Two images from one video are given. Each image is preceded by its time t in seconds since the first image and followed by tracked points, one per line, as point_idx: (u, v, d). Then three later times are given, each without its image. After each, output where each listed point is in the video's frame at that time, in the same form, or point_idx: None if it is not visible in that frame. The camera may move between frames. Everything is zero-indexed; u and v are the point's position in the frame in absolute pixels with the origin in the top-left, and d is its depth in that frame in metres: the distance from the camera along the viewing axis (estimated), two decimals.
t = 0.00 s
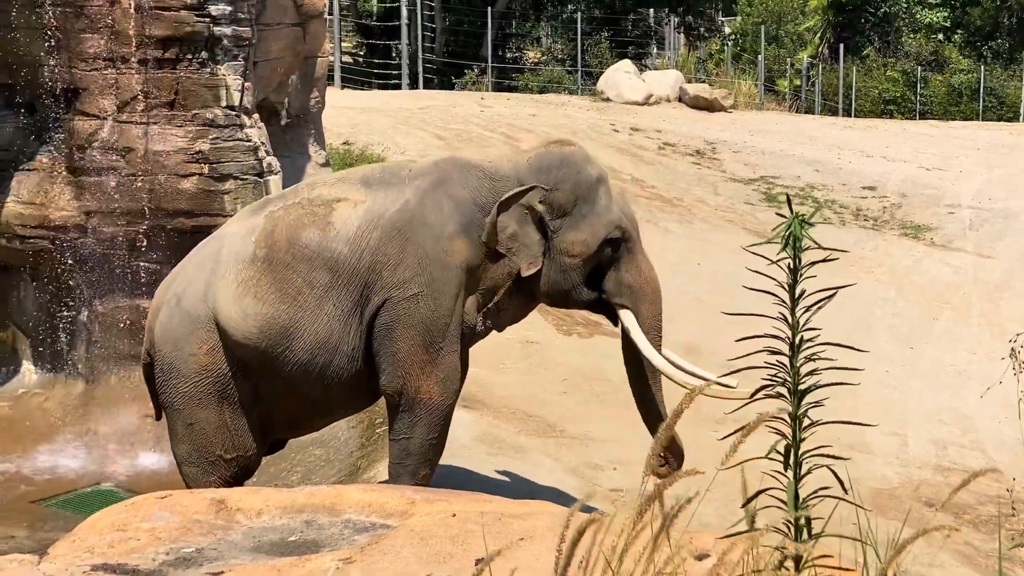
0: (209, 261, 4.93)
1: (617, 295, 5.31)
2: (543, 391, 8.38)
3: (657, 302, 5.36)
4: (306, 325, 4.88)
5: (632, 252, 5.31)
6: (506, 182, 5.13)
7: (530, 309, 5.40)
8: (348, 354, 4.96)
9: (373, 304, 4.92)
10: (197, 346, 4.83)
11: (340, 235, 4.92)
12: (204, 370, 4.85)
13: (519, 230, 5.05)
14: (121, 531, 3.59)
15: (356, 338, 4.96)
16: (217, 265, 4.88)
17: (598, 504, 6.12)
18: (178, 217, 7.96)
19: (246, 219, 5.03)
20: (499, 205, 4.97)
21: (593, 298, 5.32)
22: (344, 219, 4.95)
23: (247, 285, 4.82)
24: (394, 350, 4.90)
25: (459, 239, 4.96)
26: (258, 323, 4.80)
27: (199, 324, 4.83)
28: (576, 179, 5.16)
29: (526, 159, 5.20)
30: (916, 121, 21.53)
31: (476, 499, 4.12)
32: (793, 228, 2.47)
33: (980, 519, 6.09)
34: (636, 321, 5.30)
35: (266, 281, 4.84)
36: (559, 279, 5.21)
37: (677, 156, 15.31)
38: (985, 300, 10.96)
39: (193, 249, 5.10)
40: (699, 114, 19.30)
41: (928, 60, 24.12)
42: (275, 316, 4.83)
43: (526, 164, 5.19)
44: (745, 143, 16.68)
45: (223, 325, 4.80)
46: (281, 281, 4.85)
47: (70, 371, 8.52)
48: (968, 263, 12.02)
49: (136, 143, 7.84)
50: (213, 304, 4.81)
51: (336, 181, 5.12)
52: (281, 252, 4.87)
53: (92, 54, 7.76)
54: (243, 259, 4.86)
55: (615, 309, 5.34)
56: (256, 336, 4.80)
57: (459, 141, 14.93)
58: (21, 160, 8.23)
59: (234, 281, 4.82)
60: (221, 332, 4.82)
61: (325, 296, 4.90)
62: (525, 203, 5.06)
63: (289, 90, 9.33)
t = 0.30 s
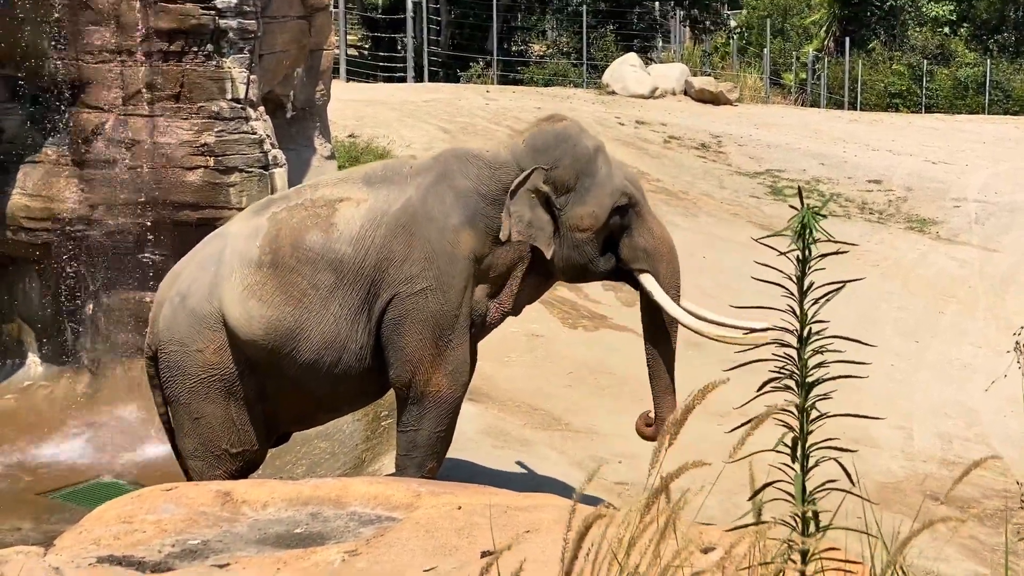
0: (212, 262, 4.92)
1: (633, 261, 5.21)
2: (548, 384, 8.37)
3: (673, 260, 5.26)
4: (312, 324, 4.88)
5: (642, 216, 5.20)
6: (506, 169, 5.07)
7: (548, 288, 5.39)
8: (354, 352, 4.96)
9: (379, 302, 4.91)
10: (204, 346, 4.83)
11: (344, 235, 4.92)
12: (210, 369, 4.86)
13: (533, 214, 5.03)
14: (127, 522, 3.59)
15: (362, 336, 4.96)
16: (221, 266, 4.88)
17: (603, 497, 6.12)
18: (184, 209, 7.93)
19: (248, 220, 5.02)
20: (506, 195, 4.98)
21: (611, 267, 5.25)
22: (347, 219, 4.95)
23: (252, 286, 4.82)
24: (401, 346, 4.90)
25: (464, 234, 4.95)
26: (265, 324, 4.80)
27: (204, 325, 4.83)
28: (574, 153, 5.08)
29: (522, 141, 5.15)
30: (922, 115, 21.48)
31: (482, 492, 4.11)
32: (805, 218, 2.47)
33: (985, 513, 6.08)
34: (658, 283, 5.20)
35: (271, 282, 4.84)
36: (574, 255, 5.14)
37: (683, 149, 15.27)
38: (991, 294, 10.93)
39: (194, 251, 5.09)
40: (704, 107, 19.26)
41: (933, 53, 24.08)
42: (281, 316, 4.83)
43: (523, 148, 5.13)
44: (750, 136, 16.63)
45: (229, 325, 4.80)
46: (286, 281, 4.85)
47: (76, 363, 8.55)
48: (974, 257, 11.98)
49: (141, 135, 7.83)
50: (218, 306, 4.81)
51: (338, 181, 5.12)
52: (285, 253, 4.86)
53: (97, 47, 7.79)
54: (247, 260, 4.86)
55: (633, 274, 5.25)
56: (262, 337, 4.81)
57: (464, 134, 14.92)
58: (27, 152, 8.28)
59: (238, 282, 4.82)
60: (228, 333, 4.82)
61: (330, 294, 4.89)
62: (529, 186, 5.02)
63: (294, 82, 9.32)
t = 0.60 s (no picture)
0: (220, 253, 4.92)
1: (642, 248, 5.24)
2: (555, 376, 8.37)
3: (681, 249, 5.30)
4: (319, 315, 4.88)
5: (648, 204, 5.24)
6: (513, 160, 5.08)
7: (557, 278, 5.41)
8: (362, 342, 4.96)
9: (386, 293, 4.91)
10: (211, 337, 4.84)
11: (351, 226, 4.92)
12: (217, 359, 4.86)
13: (540, 202, 5.01)
14: (134, 513, 3.59)
15: (369, 326, 4.96)
16: (228, 257, 4.88)
17: (607, 488, 6.13)
18: (190, 200, 7.95)
19: (256, 212, 5.02)
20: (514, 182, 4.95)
21: (620, 256, 5.29)
22: (355, 210, 4.95)
23: (259, 277, 4.81)
24: (408, 337, 4.90)
25: (471, 224, 4.94)
26: (272, 314, 4.80)
27: (212, 316, 4.83)
28: (580, 142, 5.12)
29: (529, 133, 5.18)
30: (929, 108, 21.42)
31: (488, 483, 4.11)
32: (806, 213, 2.44)
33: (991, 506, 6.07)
34: (666, 271, 5.25)
35: (278, 272, 4.83)
36: (583, 244, 5.17)
37: (690, 141, 15.25)
38: (997, 288, 10.91)
39: (202, 242, 5.09)
40: (711, 99, 19.22)
41: (940, 46, 24.03)
42: (289, 307, 4.83)
43: (530, 139, 5.15)
44: (757, 128, 16.61)
45: (237, 316, 4.81)
46: (294, 272, 4.85)
47: (82, 355, 8.56)
48: (981, 249, 11.96)
49: (148, 126, 7.81)
50: (226, 297, 4.81)
51: (345, 172, 5.12)
52: (293, 243, 4.86)
53: (104, 38, 7.78)
54: (255, 250, 4.86)
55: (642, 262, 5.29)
56: (270, 327, 4.80)
57: (471, 126, 14.90)
58: (33, 141, 8.23)
59: (246, 272, 4.81)
60: (235, 324, 4.83)
61: (338, 285, 4.89)
62: (537, 174, 5.03)
63: (301, 74, 9.31)
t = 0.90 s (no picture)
0: (228, 236, 4.93)
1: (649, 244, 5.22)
2: (561, 367, 8.37)
3: (680, 275, 5.30)
4: (325, 300, 4.88)
5: (655, 225, 5.23)
6: (526, 157, 5.08)
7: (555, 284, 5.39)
8: (368, 329, 4.96)
9: (392, 279, 4.91)
10: (218, 321, 4.84)
11: (359, 210, 4.92)
12: (224, 345, 4.86)
13: (542, 204, 5.00)
14: (142, 501, 3.60)
15: (375, 313, 4.95)
16: (236, 240, 4.88)
17: (612, 479, 6.13)
18: (197, 189, 7.96)
19: (265, 195, 5.02)
20: (521, 180, 4.95)
21: (617, 273, 5.28)
22: (363, 195, 4.95)
23: (266, 260, 4.81)
24: (413, 325, 4.90)
25: (479, 215, 4.94)
26: (278, 298, 4.80)
27: (219, 300, 4.83)
28: (597, 152, 5.11)
29: (547, 134, 5.18)
30: (936, 99, 21.35)
31: (494, 473, 4.11)
32: (821, 203, 2.43)
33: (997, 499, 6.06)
34: (660, 294, 5.25)
35: (285, 255, 4.83)
36: (582, 253, 5.17)
37: (697, 132, 15.22)
38: (1005, 280, 10.88)
39: (212, 225, 5.10)
40: (718, 90, 19.16)
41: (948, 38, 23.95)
42: (295, 291, 4.83)
43: (548, 141, 5.15)
44: (764, 120, 16.57)
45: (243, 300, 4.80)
46: (301, 256, 4.85)
47: (88, 344, 8.59)
48: (988, 241, 11.93)
49: (154, 116, 7.82)
50: (232, 281, 4.81)
51: (354, 158, 5.12)
52: (300, 227, 4.86)
53: (112, 26, 7.77)
54: (263, 233, 4.86)
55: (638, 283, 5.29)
56: (276, 311, 4.80)
57: (477, 116, 14.89)
58: (40, 131, 8.24)
59: (253, 254, 4.81)
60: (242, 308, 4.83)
61: (344, 270, 4.89)
62: (545, 176, 5.02)
63: (308, 64, 9.30)
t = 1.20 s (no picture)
0: (238, 223, 4.92)
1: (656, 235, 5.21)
2: (568, 358, 8.37)
3: (685, 268, 5.32)
4: (334, 290, 4.88)
5: (660, 219, 5.28)
6: (534, 149, 5.06)
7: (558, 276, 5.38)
8: (376, 319, 4.96)
9: (401, 269, 4.91)
10: (226, 309, 4.84)
11: (369, 199, 4.91)
12: (232, 333, 4.86)
13: (552, 198, 5.02)
14: (151, 489, 3.60)
15: (383, 303, 4.95)
16: (247, 227, 4.87)
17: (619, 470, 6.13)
18: (204, 178, 7.96)
19: (275, 182, 5.02)
20: (531, 172, 4.94)
21: (622, 265, 5.33)
22: (373, 184, 4.94)
23: (276, 248, 4.81)
24: (421, 315, 4.89)
25: (488, 205, 4.93)
26: (288, 287, 4.79)
27: (228, 287, 4.83)
28: (607, 145, 5.13)
29: (557, 125, 5.17)
30: (945, 91, 21.29)
31: (503, 463, 4.11)
32: (831, 192, 2.39)
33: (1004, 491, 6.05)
34: (665, 288, 5.27)
35: (295, 243, 4.82)
36: (589, 246, 5.20)
37: (705, 124, 15.19)
38: (1013, 272, 10.85)
39: (221, 212, 5.09)
40: (726, 82, 19.11)
41: (957, 29, 23.88)
42: (304, 280, 4.82)
43: (557, 133, 5.15)
44: (772, 111, 16.53)
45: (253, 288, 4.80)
46: (311, 244, 4.84)
47: (97, 333, 8.58)
48: (996, 234, 11.90)
49: (163, 105, 7.83)
50: (242, 268, 4.81)
51: (365, 146, 5.11)
52: (310, 215, 4.85)
53: (121, 15, 7.75)
54: (274, 221, 4.85)
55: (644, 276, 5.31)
56: (285, 300, 4.80)
57: (485, 107, 14.86)
58: (48, 121, 8.22)
59: (262, 242, 4.81)
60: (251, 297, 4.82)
61: (354, 260, 4.88)
62: (554, 170, 5.02)
63: (316, 53, 9.30)
